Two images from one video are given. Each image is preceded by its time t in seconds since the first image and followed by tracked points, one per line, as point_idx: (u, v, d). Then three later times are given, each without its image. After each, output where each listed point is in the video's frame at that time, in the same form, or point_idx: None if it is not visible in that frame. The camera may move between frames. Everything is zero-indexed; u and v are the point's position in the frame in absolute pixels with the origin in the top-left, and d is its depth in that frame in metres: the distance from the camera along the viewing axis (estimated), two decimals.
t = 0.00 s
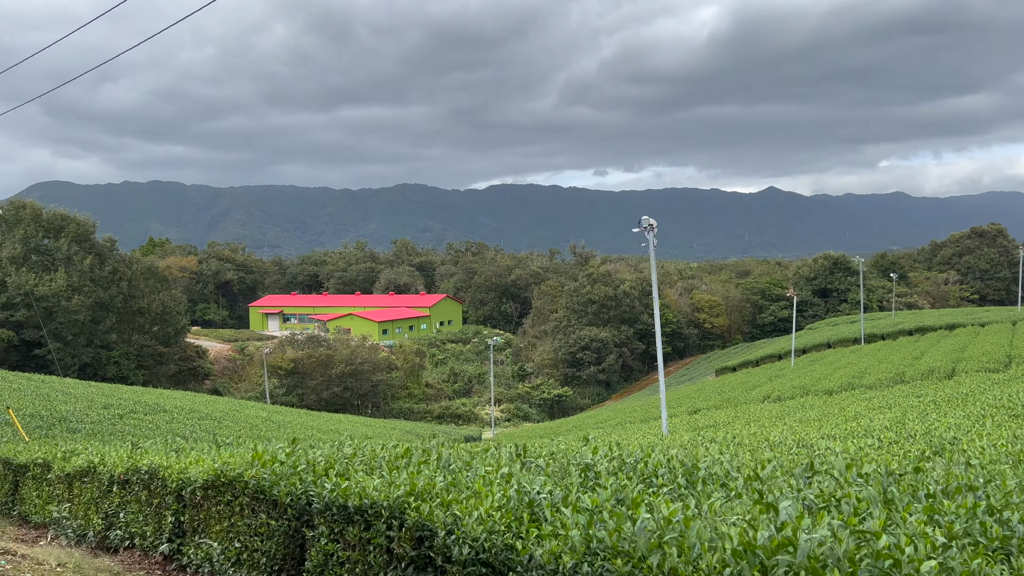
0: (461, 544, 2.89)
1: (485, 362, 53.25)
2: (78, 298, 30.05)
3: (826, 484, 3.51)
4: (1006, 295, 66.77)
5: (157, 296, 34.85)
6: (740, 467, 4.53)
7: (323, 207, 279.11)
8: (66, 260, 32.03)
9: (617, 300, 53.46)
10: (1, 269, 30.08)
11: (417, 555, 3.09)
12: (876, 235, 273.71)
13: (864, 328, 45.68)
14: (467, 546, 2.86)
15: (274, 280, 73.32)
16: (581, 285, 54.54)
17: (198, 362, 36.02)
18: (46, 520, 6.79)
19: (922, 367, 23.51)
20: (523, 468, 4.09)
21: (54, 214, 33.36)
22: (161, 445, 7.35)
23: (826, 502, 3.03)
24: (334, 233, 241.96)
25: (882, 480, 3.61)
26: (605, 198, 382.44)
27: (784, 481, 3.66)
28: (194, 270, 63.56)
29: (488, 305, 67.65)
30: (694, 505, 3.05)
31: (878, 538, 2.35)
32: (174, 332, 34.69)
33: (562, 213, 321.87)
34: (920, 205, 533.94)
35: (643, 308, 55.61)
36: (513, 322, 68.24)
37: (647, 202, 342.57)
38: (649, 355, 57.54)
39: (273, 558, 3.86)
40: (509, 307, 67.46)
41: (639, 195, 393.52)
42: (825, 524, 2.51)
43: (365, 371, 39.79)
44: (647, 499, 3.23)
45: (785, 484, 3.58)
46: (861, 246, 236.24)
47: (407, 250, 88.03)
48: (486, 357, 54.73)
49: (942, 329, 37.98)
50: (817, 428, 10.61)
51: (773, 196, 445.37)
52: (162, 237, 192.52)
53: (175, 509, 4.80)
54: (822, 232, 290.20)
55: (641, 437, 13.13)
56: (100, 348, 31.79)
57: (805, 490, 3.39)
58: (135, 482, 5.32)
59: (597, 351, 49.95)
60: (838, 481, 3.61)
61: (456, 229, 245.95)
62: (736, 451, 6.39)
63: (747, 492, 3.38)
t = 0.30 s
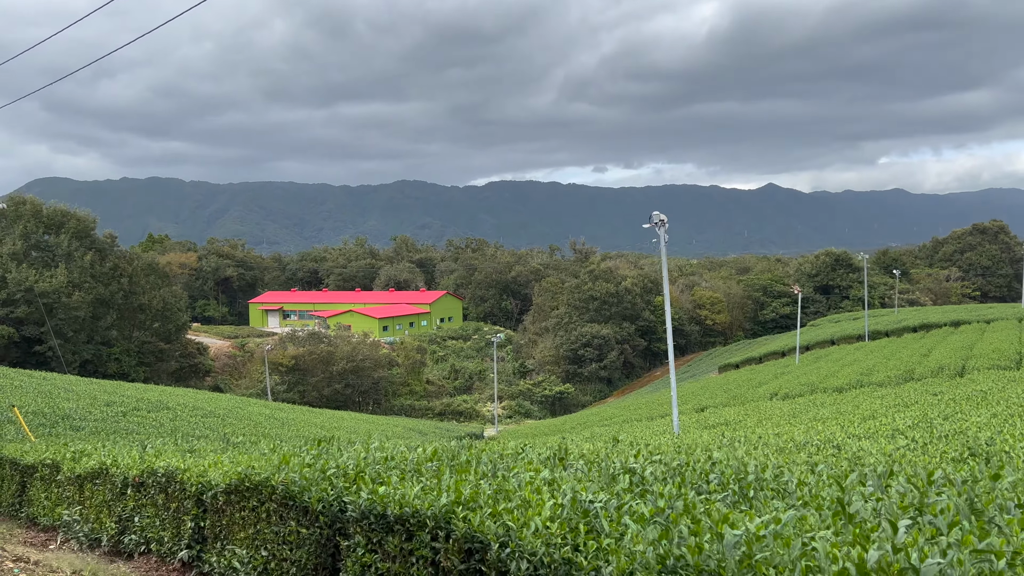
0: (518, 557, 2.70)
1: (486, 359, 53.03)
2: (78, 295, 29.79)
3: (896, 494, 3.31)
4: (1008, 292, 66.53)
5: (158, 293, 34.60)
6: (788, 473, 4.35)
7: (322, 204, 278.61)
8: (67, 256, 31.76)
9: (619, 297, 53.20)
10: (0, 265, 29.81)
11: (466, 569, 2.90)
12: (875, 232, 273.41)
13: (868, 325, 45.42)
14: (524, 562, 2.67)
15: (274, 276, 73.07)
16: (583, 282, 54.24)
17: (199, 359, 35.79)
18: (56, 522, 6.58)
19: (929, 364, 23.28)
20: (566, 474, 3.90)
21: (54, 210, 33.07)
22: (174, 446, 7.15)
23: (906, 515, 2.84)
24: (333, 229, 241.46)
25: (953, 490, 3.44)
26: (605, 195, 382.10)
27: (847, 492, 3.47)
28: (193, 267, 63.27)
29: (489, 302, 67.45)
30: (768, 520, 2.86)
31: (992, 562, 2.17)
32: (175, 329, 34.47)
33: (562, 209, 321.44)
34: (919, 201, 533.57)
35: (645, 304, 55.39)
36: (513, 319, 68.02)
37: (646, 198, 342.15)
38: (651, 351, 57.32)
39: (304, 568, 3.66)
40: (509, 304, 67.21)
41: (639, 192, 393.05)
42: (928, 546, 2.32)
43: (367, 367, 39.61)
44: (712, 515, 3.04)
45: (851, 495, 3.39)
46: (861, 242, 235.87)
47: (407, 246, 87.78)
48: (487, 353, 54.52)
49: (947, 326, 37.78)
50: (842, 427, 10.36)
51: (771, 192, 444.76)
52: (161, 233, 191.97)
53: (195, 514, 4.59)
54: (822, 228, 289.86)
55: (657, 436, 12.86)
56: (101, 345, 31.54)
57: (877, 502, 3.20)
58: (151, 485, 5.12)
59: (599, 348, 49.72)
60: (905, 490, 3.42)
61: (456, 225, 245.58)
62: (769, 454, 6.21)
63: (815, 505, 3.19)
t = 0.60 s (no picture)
0: None
1: (488, 355, 52.88)
2: (81, 290, 29.56)
3: (976, 509, 3.13)
4: (1011, 288, 66.32)
5: (161, 288, 34.45)
6: (840, 481, 4.19)
7: (322, 200, 278.06)
8: (69, 251, 31.53)
9: (621, 292, 52.95)
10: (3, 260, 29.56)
11: None
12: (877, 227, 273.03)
13: (874, 321, 45.12)
14: None
15: (275, 272, 72.83)
16: (585, 277, 53.96)
17: (202, 354, 35.59)
18: (68, 526, 6.40)
19: (938, 362, 23.08)
20: (617, 482, 3.72)
21: (56, 205, 32.79)
22: (189, 447, 6.96)
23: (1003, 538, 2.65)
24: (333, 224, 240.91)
25: None
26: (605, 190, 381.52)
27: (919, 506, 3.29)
28: (195, 262, 63.02)
29: (490, 298, 67.22)
30: (854, 539, 2.69)
31: None
32: (177, 324, 34.38)
33: (562, 205, 320.83)
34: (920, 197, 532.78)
35: (648, 300, 55.23)
36: (515, 314, 67.85)
37: (646, 194, 341.79)
38: (653, 347, 57.13)
39: None
40: (511, 299, 66.99)
41: (639, 187, 392.59)
42: None
43: (369, 363, 39.55)
44: (784, 534, 2.86)
45: (925, 509, 3.22)
46: (861, 238, 235.38)
47: (408, 242, 87.54)
48: (489, 348, 54.33)
49: (953, 322, 37.54)
50: (867, 426, 10.13)
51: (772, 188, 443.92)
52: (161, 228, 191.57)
53: (220, 521, 4.40)
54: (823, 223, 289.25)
55: (673, 434, 12.65)
56: (103, 340, 31.32)
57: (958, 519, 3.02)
58: (171, 489, 4.92)
59: (602, 344, 49.53)
60: (981, 503, 3.24)
61: (456, 220, 245.15)
62: (805, 456, 6.04)
63: (891, 522, 3.01)
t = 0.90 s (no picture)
0: None
1: (489, 350, 52.71)
2: (82, 284, 29.31)
3: None
4: (1012, 284, 66.15)
5: (162, 282, 34.26)
6: (899, 483, 4.03)
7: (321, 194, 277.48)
8: (70, 245, 31.25)
9: (623, 288, 52.71)
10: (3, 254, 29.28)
11: None
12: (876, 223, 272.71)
13: (878, 316, 44.86)
14: None
15: (275, 266, 72.56)
16: (587, 273, 53.69)
17: (203, 349, 35.38)
18: (80, 526, 6.22)
19: (946, 358, 22.88)
20: (669, 486, 3.56)
21: (56, 199, 32.48)
22: (203, 445, 6.75)
23: None
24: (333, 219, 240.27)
25: None
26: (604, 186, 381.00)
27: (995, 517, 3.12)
28: (194, 256, 62.71)
29: (490, 293, 66.93)
30: (946, 558, 2.51)
31: None
32: (178, 319, 34.23)
33: (561, 200, 320.39)
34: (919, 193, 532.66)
35: (649, 296, 55.03)
36: (515, 309, 67.63)
37: (646, 189, 341.35)
38: (654, 343, 56.97)
39: None
40: (511, 295, 66.74)
41: (638, 182, 392.01)
42: None
43: (371, 358, 39.30)
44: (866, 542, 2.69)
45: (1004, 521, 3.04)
46: (861, 233, 235.33)
47: (407, 237, 87.23)
48: (489, 343, 54.13)
49: (957, 319, 37.28)
50: (889, 424, 9.94)
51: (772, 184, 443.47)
52: (160, 222, 191.03)
53: (244, 524, 4.22)
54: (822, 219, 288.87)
55: (685, 431, 12.46)
56: (104, 335, 31.08)
57: None
58: (191, 490, 4.74)
59: (604, 339, 49.37)
60: None
61: (455, 216, 244.66)
62: (841, 457, 5.89)
63: (974, 537, 2.84)
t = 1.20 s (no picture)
0: None
1: (489, 346, 52.53)
2: (83, 280, 29.06)
3: None
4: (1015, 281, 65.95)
5: (163, 278, 34.02)
6: (963, 492, 3.87)
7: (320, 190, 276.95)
8: (70, 241, 30.96)
9: (625, 285, 52.45)
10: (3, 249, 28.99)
11: None
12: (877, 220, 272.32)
13: (883, 314, 44.58)
14: None
15: (275, 262, 72.30)
16: (588, 269, 53.40)
17: (204, 345, 35.15)
18: (94, 531, 6.02)
19: (955, 357, 22.68)
20: (729, 500, 3.38)
21: (57, 193, 32.13)
22: (219, 448, 6.56)
23: None
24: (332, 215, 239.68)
25: None
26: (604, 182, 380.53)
27: None
28: (194, 252, 62.42)
29: (491, 289, 66.61)
30: None
31: None
32: (179, 315, 33.97)
33: (561, 196, 319.98)
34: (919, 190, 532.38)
35: (651, 292, 54.86)
36: (515, 306, 67.42)
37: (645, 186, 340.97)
38: (656, 339, 56.76)
39: None
40: (512, 291, 66.49)
41: (638, 179, 391.49)
42: None
43: (372, 355, 39.38)
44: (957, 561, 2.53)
45: None
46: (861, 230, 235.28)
47: (407, 233, 86.95)
48: (489, 340, 53.92)
49: (963, 316, 37.09)
50: (914, 425, 9.72)
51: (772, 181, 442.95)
52: (159, 218, 190.52)
53: (272, 535, 4.05)
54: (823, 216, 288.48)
55: (697, 431, 12.27)
56: (105, 331, 30.82)
57: None
58: (213, 498, 4.55)
59: (605, 336, 49.20)
60: None
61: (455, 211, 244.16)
62: (881, 462, 5.70)
63: None
